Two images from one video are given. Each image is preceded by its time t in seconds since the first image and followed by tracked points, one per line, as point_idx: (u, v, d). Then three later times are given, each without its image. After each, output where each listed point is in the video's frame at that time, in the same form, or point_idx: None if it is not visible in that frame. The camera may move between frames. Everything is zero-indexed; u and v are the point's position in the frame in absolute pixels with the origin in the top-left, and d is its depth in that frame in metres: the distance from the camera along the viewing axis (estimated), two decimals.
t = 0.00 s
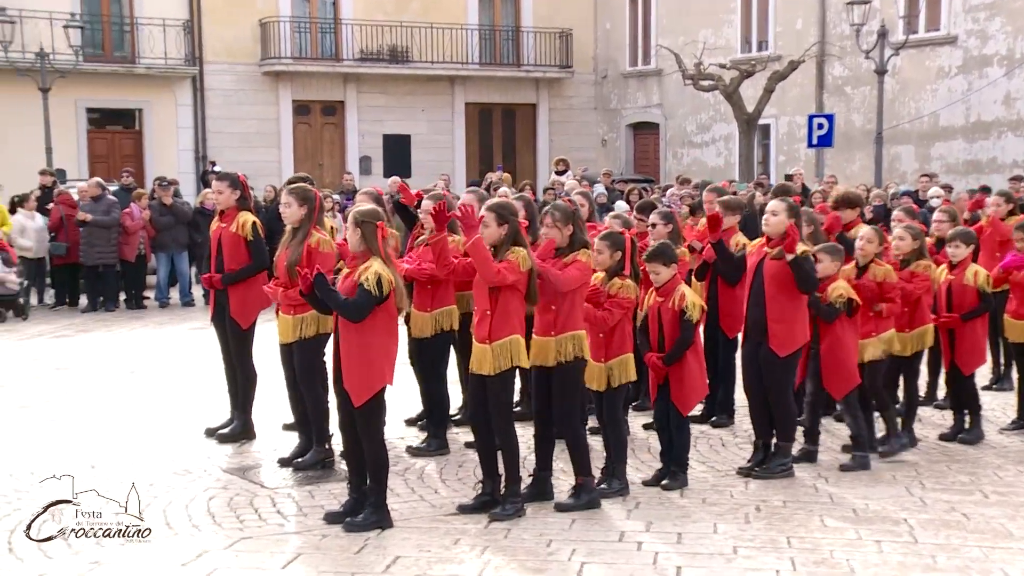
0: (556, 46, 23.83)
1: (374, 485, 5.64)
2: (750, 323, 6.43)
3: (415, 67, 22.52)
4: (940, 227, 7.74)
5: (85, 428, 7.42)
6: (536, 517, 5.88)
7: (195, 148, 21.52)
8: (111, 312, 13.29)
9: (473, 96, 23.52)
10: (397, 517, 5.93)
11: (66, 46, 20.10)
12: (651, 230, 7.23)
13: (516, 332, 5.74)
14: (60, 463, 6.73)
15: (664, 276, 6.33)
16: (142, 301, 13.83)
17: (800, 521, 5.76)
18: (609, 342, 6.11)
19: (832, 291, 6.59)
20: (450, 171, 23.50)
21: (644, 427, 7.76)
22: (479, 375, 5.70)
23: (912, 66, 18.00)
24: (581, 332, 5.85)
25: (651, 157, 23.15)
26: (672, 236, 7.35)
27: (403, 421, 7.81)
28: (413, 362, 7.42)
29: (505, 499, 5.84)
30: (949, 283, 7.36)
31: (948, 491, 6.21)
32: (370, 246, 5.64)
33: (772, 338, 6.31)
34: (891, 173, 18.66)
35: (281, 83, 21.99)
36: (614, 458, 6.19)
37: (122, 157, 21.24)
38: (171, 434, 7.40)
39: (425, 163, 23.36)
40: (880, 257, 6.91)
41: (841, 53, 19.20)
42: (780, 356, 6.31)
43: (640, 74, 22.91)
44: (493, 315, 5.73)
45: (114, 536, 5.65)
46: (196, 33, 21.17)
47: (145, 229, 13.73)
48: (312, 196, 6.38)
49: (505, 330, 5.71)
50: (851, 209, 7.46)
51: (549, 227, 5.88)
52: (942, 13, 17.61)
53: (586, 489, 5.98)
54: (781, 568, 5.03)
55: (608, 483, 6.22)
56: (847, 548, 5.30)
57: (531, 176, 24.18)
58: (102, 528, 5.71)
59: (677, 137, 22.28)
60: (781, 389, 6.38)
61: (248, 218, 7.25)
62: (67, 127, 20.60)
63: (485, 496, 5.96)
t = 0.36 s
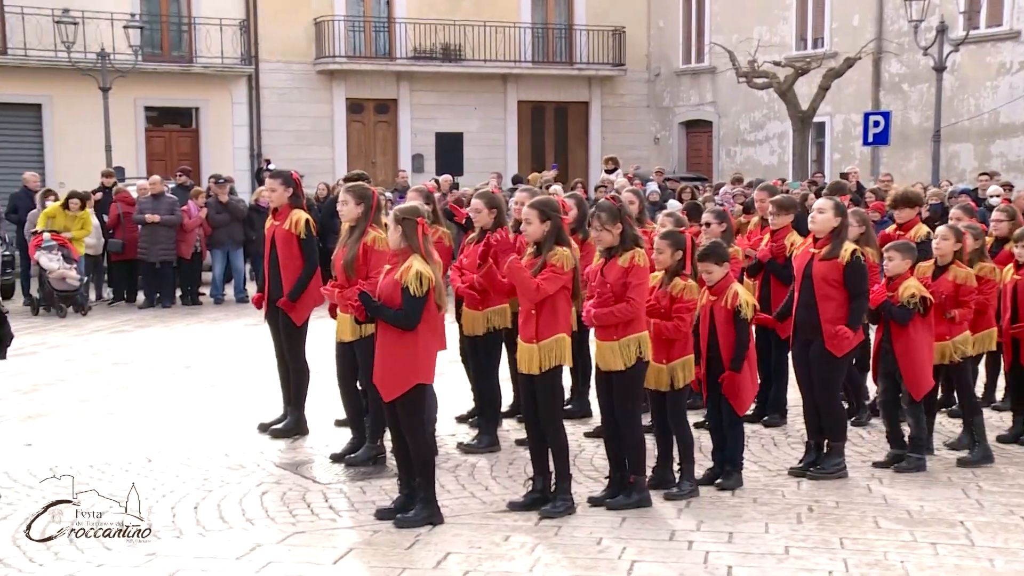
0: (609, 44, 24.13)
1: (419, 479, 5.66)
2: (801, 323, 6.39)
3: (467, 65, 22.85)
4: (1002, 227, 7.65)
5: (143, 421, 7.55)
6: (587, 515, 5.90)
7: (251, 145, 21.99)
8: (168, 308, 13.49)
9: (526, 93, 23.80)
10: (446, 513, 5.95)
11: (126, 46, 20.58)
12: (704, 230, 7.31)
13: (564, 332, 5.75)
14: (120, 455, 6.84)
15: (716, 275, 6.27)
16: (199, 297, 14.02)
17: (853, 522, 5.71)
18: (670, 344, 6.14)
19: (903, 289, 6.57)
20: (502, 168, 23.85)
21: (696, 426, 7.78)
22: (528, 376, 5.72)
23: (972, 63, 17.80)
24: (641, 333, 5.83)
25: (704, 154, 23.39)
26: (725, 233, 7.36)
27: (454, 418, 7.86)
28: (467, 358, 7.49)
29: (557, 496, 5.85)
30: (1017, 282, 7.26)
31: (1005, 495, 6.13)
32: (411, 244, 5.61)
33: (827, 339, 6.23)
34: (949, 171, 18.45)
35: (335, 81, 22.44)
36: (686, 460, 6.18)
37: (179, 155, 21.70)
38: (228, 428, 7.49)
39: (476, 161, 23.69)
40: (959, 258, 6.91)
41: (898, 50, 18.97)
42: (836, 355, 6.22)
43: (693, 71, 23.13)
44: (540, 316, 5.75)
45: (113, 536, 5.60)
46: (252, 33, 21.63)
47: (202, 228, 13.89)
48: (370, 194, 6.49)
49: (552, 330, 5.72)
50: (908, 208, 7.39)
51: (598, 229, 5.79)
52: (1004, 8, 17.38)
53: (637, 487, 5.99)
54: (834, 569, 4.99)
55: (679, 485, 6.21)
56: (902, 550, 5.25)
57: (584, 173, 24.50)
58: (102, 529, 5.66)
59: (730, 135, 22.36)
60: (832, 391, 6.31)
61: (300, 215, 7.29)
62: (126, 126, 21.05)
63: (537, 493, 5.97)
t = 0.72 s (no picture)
0: (658, 39, 24.09)
1: (467, 473, 5.65)
2: (854, 321, 6.34)
3: (516, 61, 22.85)
4: None
5: (194, 414, 7.65)
6: (635, 511, 5.90)
7: (300, 141, 22.17)
8: (219, 302, 13.68)
9: (575, 89, 23.79)
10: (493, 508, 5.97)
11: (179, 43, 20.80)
12: (756, 227, 7.35)
13: (608, 331, 5.74)
14: (172, 447, 6.92)
15: (775, 272, 6.32)
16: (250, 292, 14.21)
17: (905, 521, 5.66)
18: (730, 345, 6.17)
19: (956, 286, 6.52)
20: (551, 164, 23.89)
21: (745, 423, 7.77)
22: (571, 375, 5.73)
23: None
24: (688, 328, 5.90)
25: (753, 151, 23.33)
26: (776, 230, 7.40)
27: (502, 414, 7.88)
28: (514, 354, 7.53)
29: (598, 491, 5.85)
30: None
31: None
32: (459, 240, 5.61)
33: (884, 336, 6.16)
34: (1005, 166, 18.16)
35: (385, 77, 22.56)
36: (732, 456, 6.18)
37: (230, 151, 21.90)
38: (279, 422, 7.56)
39: (524, 156, 23.73)
40: None
41: (954, 43, 18.74)
42: (891, 350, 6.15)
43: (742, 67, 23.06)
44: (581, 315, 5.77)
45: (114, 535, 5.51)
46: (303, 30, 21.79)
47: (252, 223, 14.01)
48: (420, 191, 6.50)
49: (594, 329, 5.71)
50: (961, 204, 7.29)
51: (636, 228, 5.85)
52: None
53: (678, 481, 5.99)
54: (885, 569, 4.94)
55: (727, 482, 6.20)
56: (955, 550, 5.19)
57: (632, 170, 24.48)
58: (101, 528, 5.56)
59: (781, 130, 22.26)
60: (888, 390, 6.22)
61: (348, 212, 7.35)
62: (177, 123, 21.29)
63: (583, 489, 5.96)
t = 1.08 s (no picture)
0: (707, 32, 24.00)
1: (518, 466, 5.68)
2: (913, 317, 6.30)
3: (565, 54, 22.84)
4: None
5: (242, 406, 7.73)
6: (682, 506, 5.87)
7: (349, 135, 22.32)
8: (269, 296, 13.81)
9: (623, 82, 23.74)
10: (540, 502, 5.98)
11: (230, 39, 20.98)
12: (807, 221, 7.23)
13: (658, 329, 5.69)
14: (223, 439, 7.01)
15: (827, 262, 6.23)
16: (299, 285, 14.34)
17: (958, 519, 5.57)
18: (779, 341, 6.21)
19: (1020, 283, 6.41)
20: (600, 159, 23.86)
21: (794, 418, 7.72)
22: (619, 370, 5.72)
23: None
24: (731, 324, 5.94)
25: (804, 144, 23.12)
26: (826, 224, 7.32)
27: (549, 408, 7.88)
28: (561, 348, 7.53)
29: (638, 485, 5.84)
30: None
31: None
32: (511, 233, 5.62)
33: (942, 334, 6.10)
34: None
35: (433, 71, 22.63)
36: (779, 452, 6.15)
37: (281, 145, 22.10)
38: (327, 415, 7.62)
39: (573, 150, 23.71)
40: None
41: (1012, 33, 18.41)
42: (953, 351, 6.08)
43: (793, 58, 22.94)
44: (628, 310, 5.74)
45: (114, 536, 5.43)
46: (353, 25, 21.97)
47: (301, 217, 14.07)
48: (466, 181, 6.50)
49: (644, 325, 5.67)
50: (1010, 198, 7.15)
51: (682, 220, 5.94)
52: None
53: (719, 477, 5.98)
54: (937, 567, 4.87)
55: (775, 478, 6.15)
56: (1010, 549, 5.10)
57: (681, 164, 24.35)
58: (101, 528, 5.48)
59: (832, 123, 22.15)
60: (947, 388, 6.16)
61: (397, 205, 7.35)
62: (228, 117, 21.49)
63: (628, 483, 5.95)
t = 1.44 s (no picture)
0: (765, 17, 23.60)
1: (567, 467, 5.49)
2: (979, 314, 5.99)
3: (616, 41, 22.56)
4: None
5: (285, 403, 7.60)
6: (737, 508, 5.63)
7: (394, 127, 22.18)
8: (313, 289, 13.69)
9: (676, 70, 23.42)
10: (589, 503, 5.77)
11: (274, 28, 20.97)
12: (867, 213, 6.93)
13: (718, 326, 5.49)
14: (266, 436, 6.88)
15: (887, 255, 6.02)
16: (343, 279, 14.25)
17: None
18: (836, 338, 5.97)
19: None
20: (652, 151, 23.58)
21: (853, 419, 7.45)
22: (675, 369, 5.50)
23: None
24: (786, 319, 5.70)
25: (866, 133, 22.96)
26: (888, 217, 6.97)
27: (599, 406, 7.67)
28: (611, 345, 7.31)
29: (706, 488, 5.60)
30: None
31: None
32: (566, 227, 5.42)
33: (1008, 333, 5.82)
34: None
35: (480, 59, 22.45)
36: (839, 453, 5.89)
37: (324, 137, 21.99)
38: (372, 412, 7.47)
39: (624, 140, 23.43)
40: None
41: None
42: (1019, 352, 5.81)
43: (854, 44, 22.62)
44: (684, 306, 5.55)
45: (112, 535, 5.26)
46: (398, 13, 21.87)
47: (345, 209, 14.02)
48: (514, 173, 6.33)
49: (704, 323, 5.46)
50: None
51: (737, 211, 5.74)
52: None
53: (774, 478, 5.73)
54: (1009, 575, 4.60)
55: (834, 480, 5.88)
56: None
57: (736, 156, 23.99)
58: (100, 528, 5.31)
59: (895, 111, 21.86)
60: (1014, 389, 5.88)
61: (446, 198, 7.18)
62: (274, 110, 21.55)
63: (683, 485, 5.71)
